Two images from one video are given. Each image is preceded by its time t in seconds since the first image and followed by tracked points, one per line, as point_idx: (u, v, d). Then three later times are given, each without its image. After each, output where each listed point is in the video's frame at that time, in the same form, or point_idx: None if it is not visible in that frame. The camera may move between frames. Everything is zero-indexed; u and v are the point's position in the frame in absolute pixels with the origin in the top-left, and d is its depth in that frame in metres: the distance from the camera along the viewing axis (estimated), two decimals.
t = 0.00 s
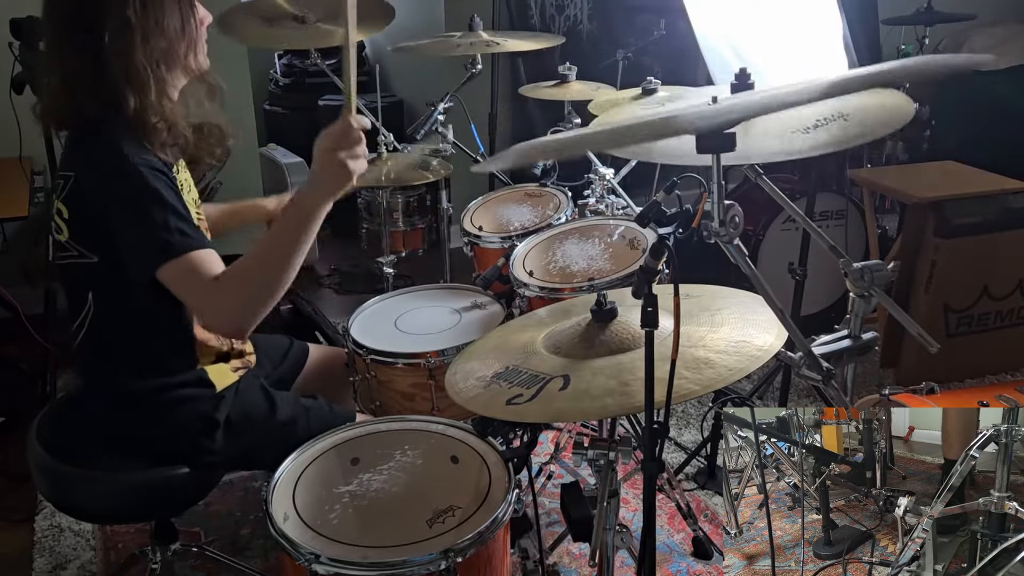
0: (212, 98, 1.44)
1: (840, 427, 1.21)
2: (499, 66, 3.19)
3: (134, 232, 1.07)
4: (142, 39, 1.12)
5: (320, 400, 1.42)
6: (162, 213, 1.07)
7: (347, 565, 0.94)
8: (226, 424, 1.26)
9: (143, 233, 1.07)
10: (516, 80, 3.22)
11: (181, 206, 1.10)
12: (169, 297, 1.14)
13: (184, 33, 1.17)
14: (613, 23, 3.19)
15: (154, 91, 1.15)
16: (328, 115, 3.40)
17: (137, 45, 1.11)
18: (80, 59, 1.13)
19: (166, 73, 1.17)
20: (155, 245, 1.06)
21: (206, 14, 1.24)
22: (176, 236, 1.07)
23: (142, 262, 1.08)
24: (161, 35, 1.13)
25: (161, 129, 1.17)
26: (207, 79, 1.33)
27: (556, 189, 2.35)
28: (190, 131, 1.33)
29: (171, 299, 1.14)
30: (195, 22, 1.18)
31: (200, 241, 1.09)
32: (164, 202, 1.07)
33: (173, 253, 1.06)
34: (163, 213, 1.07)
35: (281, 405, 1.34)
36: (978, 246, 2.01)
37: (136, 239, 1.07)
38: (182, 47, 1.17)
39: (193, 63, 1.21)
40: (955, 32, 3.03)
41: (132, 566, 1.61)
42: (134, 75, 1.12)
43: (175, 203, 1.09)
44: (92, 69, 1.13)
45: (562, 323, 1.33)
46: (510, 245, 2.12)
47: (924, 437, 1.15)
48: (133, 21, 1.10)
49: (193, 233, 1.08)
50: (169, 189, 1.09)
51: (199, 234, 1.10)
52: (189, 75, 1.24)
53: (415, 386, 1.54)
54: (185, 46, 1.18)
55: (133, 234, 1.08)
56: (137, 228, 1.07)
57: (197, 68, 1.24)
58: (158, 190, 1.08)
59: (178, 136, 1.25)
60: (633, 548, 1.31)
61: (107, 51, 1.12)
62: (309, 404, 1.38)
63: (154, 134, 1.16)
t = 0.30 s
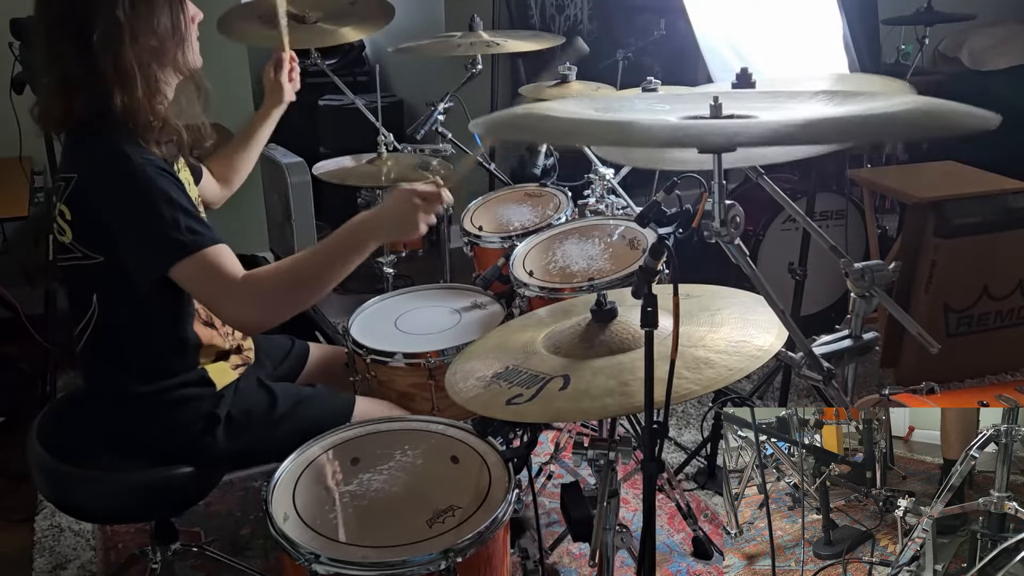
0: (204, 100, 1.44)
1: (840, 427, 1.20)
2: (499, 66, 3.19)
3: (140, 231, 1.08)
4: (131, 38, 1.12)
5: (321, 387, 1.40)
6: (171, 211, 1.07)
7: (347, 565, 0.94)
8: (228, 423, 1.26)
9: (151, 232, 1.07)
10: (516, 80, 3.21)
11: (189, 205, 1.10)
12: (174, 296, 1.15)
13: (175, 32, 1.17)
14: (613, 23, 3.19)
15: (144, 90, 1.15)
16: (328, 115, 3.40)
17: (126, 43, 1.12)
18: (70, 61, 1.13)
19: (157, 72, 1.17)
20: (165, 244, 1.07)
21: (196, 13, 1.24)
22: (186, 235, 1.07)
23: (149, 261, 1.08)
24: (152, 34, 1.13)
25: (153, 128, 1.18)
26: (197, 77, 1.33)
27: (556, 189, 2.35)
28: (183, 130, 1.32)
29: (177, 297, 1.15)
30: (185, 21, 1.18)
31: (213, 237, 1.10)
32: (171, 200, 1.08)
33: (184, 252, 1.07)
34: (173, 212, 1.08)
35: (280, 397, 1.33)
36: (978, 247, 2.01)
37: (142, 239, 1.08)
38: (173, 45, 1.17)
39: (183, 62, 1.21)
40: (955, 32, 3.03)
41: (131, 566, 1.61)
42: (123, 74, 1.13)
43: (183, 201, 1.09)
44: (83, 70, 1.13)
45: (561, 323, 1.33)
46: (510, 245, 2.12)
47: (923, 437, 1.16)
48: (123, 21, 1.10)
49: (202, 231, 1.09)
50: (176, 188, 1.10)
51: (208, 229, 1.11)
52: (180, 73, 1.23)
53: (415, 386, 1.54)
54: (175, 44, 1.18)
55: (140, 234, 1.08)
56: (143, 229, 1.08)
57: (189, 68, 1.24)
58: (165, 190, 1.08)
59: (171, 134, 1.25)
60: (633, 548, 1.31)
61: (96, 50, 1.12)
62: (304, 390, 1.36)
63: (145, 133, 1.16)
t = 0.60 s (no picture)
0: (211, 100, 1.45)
1: (840, 427, 1.21)
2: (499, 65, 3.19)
3: (142, 234, 1.08)
4: (146, 34, 1.12)
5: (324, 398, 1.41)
6: (173, 214, 1.07)
7: (347, 565, 0.94)
8: (228, 423, 1.26)
9: (153, 234, 1.07)
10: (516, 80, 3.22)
11: (191, 207, 1.10)
12: (176, 297, 1.15)
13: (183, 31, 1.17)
14: (613, 23, 3.19)
15: (152, 90, 1.15)
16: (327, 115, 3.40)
17: (141, 37, 1.12)
18: (81, 55, 1.12)
19: (168, 70, 1.17)
20: (167, 246, 1.07)
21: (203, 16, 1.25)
22: (188, 238, 1.07)
23: (152, 263, 1.08)
24: (162, 33, 1.14)
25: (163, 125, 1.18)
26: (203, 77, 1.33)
27: (556, 189, 2.35)
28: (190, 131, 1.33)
29: (179, 299, 1.15)
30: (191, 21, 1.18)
31: (215, 240, 1.10)
32: (173, 203, 1.08)
33: (187, 254, 1.07)
34: (174, 215, 1.08)
35: (282, 404, 1.34)
36: (978, 246, 2.01)
37: (144, 241, 1.08)
38: (181, 44, 1.18)
39: (186, 62, 1.21)
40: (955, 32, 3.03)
41: (131, 566, 1.61)
42: (134, 72, 1.12)
43: (185, 204, 1.09)
44: (94, 67, 1.12)
45: (561, 323, 1.33)
46: (510, 245, 2.12)
47: (923, 437, 1.16)
48: (139, 16, 1.10)
49: (204, 233, 1.09)
50: (177, 191, 1.10)
51: (210, 232, 1.11)
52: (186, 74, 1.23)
53: (415, 386, 1.54)
54: (183, 43, 1.19)
55: (141, 236, 1.08)
56: (145, 230, 1.08)
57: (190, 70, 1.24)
58: (167, 193, 1.08)
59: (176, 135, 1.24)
60: (633, 548, 1.31)
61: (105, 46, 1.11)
62: (307, 400, 1.37)
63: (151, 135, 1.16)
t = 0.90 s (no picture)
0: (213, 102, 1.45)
1: (840, 427, 1.20)
2: (499, 65, 3.19)
3: (145, 233, 1.08)
4: (152, 36, 1.12)
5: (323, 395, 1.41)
6: (178, 214, 1.07)
7: (347, 565, 0.94)
8: (228, 423, 1.26)
9: (157, 234, 1.07)
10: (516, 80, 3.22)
11: (195, 207, 1.10)
12: (177, 298, 1.14)
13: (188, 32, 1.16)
14: (613, 23, 3.19)
15: (158, 92, 1.14)
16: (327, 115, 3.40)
17: (149, 39, 1.11)
18: (87, 56, 1.12)
19: (173, 72, 1.17)
20: (170, 246, 1.07)
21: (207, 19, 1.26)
22: (192, 238, 1.07)
23: (155, 264, 1.08)
24: (168, 34, 1.14)
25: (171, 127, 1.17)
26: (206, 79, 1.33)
27: (556, 189, 2.35)
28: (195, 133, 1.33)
29: (179, 300, 1.15)
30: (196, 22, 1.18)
31: (218, 240, 1.09)
32: (178, 202, 1.08)
33: (193, 254, 1.06)
34: (179, 214, 1.08)
35: (282, 402, 1.34)
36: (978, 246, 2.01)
37: (147, 241, 1.08)
38: (187, 46, 1.18)
39: (191, 65, 1.20)
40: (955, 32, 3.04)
41: (131, 566, 1.61)
42: (140, 74, 1.12)
43: (190, 204, 1.09)
44: (95, 68, 1.12)
45: (561, 323, 1.33)
46: (510, 245, 2.12)
47: (923, 437, 1.15)
48: (146, 17, 1.10)
49: (208, 233, 1.09)
50: (182, 191, 1.10)
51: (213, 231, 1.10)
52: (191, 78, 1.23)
53: (415, 386, 1.54)
54: (188, 45, 1.18)
55: (145, 236, 1.08)
56: (149, 231, 1.07)
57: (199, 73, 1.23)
58: (172, 193, 1.08)
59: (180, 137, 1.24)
60: (633, 548, 1.31)
61: (111, 48, 1.11)
62: (305, 397, 1.37)
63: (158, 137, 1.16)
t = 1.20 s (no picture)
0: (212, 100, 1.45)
1: (840, 427, 1.20)
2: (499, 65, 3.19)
3: (142, 233, 1.08)
4: (145, 37, 1.11)
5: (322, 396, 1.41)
6: (172, 214, 1.07)
7: (348, 565, 0.94)
8: (228, 423, 1.26)
9: (152, 234, 1.07)
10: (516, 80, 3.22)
11: (190, 207, 1.10)
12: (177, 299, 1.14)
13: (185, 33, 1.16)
14: (613, 22, 3.19)
15: (155, 91, 1.14)
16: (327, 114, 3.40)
17: (142, 43, 1.11)
18: (87, 56, 1.11)
19: (169, 73, 1.16)
20: (165, 246, 1.07)
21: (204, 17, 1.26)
22: (185, 239, 1.07)
23: (150, 263, 1.08)
24: (162, 35, 1.13)
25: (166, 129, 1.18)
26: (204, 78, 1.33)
27: (556, 189, 2.35)
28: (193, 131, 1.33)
29: (179, 301, 1.15)
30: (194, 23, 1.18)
31: (211, 242, 1.09)
32: (173, 203, 1.08)
33: (180, 255, 1.06)
34: (173, 215, 1.08)
35: (281, 402, 1.33)
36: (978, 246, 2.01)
37: (144, 241, 1.08)
38: (184, 43, 1.17)
39: (189, 63, 1.20)
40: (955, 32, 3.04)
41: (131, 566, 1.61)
42: (136, 74, 1.12)
43: (186, 205, 1.09)
44: (92, 68, 1.11)
45: (561, 323, 1.33)
46: (510, 245, 2.12)
47: (923, 437, 1.14)
48: (138, 19, 1.10)
49: (201, 235, 1.09)
50: (179, 192, 1.10)
51: (208, 233, 1.10)
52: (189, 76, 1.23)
53: (415, 386, 1.54)
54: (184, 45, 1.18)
55: (141, 236, 1.08)
56: (144, 230, 1.07)
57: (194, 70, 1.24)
58: (169, 193, 1.09)
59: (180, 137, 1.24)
60: (633, 548, 1.31)
61: (105, 49, 1.11)
62: (305, 398, 1.37)
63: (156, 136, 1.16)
